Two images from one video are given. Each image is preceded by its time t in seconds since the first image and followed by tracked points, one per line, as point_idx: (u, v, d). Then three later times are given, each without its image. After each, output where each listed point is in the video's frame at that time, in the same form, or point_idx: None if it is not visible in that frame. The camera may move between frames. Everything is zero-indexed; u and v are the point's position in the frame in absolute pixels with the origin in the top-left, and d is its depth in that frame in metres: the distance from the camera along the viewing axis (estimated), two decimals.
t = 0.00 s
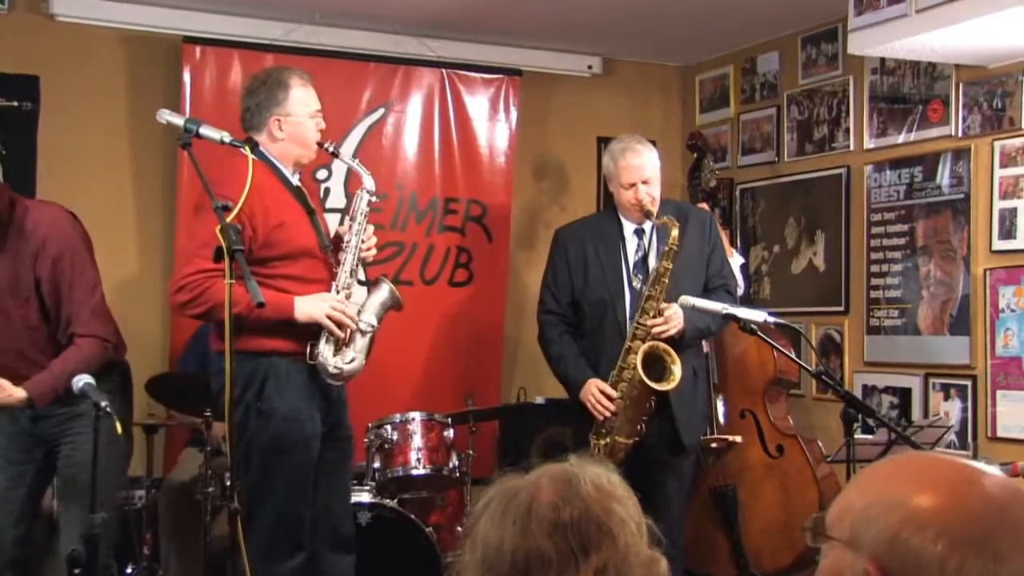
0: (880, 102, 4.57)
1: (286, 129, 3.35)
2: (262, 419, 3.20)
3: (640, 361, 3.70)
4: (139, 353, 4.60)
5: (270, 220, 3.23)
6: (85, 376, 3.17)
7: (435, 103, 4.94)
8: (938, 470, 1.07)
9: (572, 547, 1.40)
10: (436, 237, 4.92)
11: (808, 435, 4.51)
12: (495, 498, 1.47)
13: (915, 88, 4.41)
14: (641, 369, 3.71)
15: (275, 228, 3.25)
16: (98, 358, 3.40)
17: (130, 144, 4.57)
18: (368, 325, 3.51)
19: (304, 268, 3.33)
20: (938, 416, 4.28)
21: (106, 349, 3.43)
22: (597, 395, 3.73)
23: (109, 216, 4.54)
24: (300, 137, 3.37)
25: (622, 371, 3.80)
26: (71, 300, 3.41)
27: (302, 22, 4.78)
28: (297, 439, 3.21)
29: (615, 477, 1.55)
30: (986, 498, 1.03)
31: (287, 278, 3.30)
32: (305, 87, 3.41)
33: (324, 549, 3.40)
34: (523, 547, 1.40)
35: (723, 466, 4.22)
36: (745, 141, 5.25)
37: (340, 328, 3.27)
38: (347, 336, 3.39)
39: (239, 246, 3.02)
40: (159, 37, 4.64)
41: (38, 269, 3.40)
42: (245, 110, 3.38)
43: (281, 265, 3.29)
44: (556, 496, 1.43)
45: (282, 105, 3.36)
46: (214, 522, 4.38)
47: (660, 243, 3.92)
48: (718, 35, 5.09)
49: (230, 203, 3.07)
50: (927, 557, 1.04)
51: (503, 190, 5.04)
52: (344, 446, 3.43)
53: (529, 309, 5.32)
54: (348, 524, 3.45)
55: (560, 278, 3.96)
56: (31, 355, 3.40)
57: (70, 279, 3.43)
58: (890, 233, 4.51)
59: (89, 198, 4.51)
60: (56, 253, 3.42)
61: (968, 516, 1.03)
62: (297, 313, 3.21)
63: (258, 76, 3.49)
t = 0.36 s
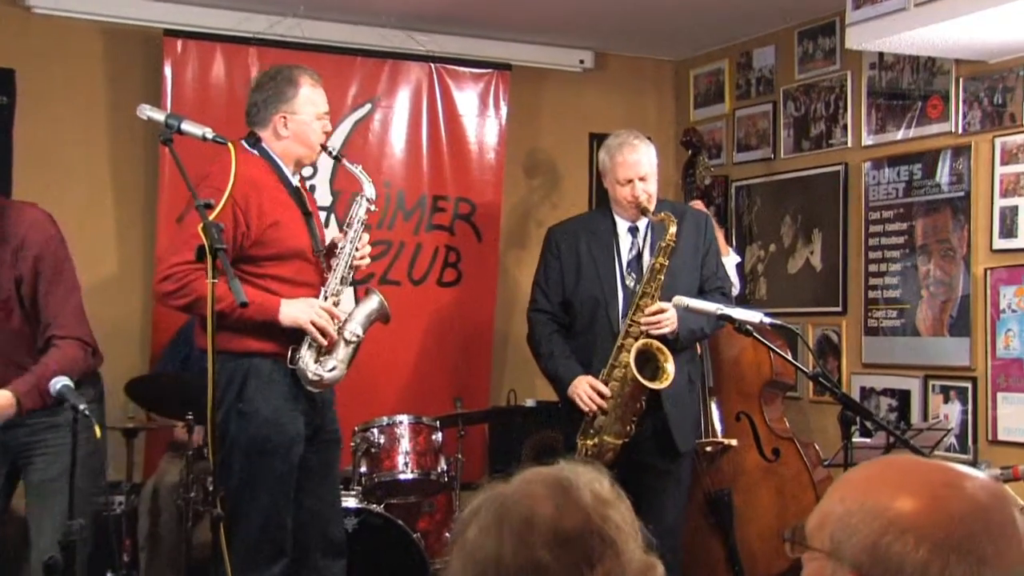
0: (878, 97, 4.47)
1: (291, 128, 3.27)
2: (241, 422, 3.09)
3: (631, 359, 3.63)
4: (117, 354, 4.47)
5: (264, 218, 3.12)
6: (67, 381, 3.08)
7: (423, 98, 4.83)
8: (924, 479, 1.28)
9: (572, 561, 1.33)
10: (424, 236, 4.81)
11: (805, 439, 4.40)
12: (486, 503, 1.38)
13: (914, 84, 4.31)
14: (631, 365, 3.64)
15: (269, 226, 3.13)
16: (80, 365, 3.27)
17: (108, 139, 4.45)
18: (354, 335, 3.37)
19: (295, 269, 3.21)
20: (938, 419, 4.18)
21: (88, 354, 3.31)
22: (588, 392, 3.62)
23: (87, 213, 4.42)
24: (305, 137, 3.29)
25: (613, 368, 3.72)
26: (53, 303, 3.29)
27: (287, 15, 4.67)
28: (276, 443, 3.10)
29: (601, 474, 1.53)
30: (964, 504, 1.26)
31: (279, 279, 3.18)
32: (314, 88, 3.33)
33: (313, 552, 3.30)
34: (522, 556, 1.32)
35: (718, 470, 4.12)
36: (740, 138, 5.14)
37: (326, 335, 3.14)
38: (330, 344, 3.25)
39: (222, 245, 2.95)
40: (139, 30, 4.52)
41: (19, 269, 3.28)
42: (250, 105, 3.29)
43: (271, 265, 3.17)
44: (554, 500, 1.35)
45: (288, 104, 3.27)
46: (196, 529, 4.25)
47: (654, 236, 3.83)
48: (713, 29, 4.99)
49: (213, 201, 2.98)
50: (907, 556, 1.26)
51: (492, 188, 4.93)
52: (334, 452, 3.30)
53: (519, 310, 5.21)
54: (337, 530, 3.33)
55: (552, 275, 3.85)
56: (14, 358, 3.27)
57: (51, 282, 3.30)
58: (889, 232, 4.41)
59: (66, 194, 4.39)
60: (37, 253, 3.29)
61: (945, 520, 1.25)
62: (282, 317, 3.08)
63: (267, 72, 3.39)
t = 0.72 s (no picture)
0: (880, 92, 4.36)
1: (313, 129, 3.24)
2: (222, 422, 3.01)
3: (625, 380, 3.52)
4: (99, 355, 4.36)
5: (266, 214, 3.09)
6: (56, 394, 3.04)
7: (414, 94, 4.72)
8: (927, 478, 1.21)
9: None
10: (414, 235, 4.70)
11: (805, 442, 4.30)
12: (502, 514, 1.26)
13: (916, 79, 4.21)
14: (626, 381, 3.52)
15: (270, 224, 3.10)
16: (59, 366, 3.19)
17: (89, 134, 4.34)
18: (342, 344, 3.25)
19: (294, 271, 3.16)
20: (940, 422, 4.08)
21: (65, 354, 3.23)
22: (576, 403, 3.52)
23: (68, 210, 4.31)
24: (326, 141, 3.25)
25: (602, 378, 3.61)
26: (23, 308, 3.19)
27: (273, 8, 4.56)
28: (256, 445, 3.00)
29: (576, 472, 1.48)
30: (970, 506, 1.17)
31: (276, 279, 3.15)
32: (342, 95, 3.32)
33: (299, 563, 3.16)
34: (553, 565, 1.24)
35: (715, 474, 4.00)
36: (738, 134, 5.04)
37: (313, 338, 3.07)
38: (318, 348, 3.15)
39: (207, 244, 2.87)
40: (122, 23, 4.41)
41: None
42: (279, 105, 3.28)
43: (269, 263, 3.14)
44: (563, 509, 1.26)
45: (314, 106, 3.26)
46: (179, 535, 4.13)
47: (652, 247, 3.70)
48: (710, 23, 4.88)
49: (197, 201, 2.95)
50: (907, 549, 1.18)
51: (484, 185, 4.81)
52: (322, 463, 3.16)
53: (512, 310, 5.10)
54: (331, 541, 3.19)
55: (541, 275, 3.75)
56: None
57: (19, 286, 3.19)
58: (890, 231, 4.31)
59: (46, 190, 4.27)
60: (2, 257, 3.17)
61: (946, 521, 1.17)
62: (270, 313, 3.03)
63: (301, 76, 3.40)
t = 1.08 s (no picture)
0: (890, 87, 4.25)
1: (341, 137, 3.12)
2: (216, 424, 2.95)
3: (625, 378, 3.40)
4: (89, 357, 4.25)
5: (277, 213, 3.02)
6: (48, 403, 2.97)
7: (412, 88, 4.61)
8: (954, 479, 1.11)
9: None
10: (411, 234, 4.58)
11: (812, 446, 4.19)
12: (500, 519, 1.22)
13: (927, 73, 4.10)
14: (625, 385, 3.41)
15: (279, 223, 3.02)
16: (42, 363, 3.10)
17: (78, 130, 4.23)
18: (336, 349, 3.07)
19: (299, 273, 3.06)
20: (952, 425, 3.97)
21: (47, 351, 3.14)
22: (572, 404, 3.43)
23: (56, 207, 4.20)
24: (354, 151, 3.12)
25: (601, 380, 3.50)
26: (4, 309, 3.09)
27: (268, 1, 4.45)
28: (247, 446, 2.93)
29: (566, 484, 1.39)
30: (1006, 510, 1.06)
31: (279, 279, 3.05)
32: (377, 103, 3.19)
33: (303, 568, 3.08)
34: (553, 567, 1.21)
35: (719, 479, 3.88)
36: (744, 130, 4.93)
37: (303, 340, 2.91)
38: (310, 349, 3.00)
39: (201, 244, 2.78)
40: (112, 16, 4.30)
41: None
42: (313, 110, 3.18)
43: (275, 263, 3.05)
44: (553, 514, 1.24)
45: (346, 114, 3.14)
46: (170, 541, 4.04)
47: (652, 247, 3.58)
48: (715, 17, 4.77)
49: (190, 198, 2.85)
50: (914, 556, 1.08)
51: (484, 183, 4.71)
52: (320, 465, 3.06)
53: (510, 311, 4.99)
54: (335, 547, 3.09)
55: (540, 275, 3.63)
56: None
57: None
58: (901, 229, 4.20)
59: (33, 187, 4.17)
60: None
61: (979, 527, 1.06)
62: (263, 309, 2.92)
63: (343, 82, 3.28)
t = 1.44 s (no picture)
0: (897, 83, 4.18)
1: (356, 150, 3.02)
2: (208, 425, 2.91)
3: (625, 377, 3.33)
4: (82, 358, 4.17)
5: (278, 221, 2.94)
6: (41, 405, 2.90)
7: (410, 84, 4.53)
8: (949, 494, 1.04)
9: None
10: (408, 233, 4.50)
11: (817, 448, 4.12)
12: (507, 520, 1.10)
13: (936, 68, 4.02)
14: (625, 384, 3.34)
15: (280, 233, 2.94)
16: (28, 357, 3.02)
17: (70, 126, 4.16)
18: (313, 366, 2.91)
19: (297, 284, 2.98)
20: (960, 428, 3.89)
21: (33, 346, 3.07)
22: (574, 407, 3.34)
23: (48, 206, 4.13)
24: (367, 168, 3.02)
25: (602, 380, 3.43)
26: None
27: None
28: (235, 448, 2.86)
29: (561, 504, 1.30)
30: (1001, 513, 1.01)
31: (274, 287, 2.97)
32: (397, 121, 3.08)
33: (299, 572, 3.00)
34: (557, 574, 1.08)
35: (722, 483, 3.79)
36: (749, 127, 4.85)
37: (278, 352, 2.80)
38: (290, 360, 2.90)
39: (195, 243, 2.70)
40: (105, 11, 4.23)
41: None
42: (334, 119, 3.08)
43: (271, 272, 2.97)
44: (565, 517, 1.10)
45: (364, 129, 3.04)
46: (163, 545, 3.97)
47: (652, 244, 3.51)
48: (718, 11, 4.70)
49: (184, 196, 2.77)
50: (936, 555, 1.00)
51: (483, 180, 4.63)
52: (317, 467, 2.98)
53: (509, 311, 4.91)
54: (331, 550, 3.00)
55: (538, 274, 3.56)
56: None
57: None
58: (908, 228, 4.12)
59: (25, 185, 4.10)
60: None
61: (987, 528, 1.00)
62: (249, 314, 2.82)
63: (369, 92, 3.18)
